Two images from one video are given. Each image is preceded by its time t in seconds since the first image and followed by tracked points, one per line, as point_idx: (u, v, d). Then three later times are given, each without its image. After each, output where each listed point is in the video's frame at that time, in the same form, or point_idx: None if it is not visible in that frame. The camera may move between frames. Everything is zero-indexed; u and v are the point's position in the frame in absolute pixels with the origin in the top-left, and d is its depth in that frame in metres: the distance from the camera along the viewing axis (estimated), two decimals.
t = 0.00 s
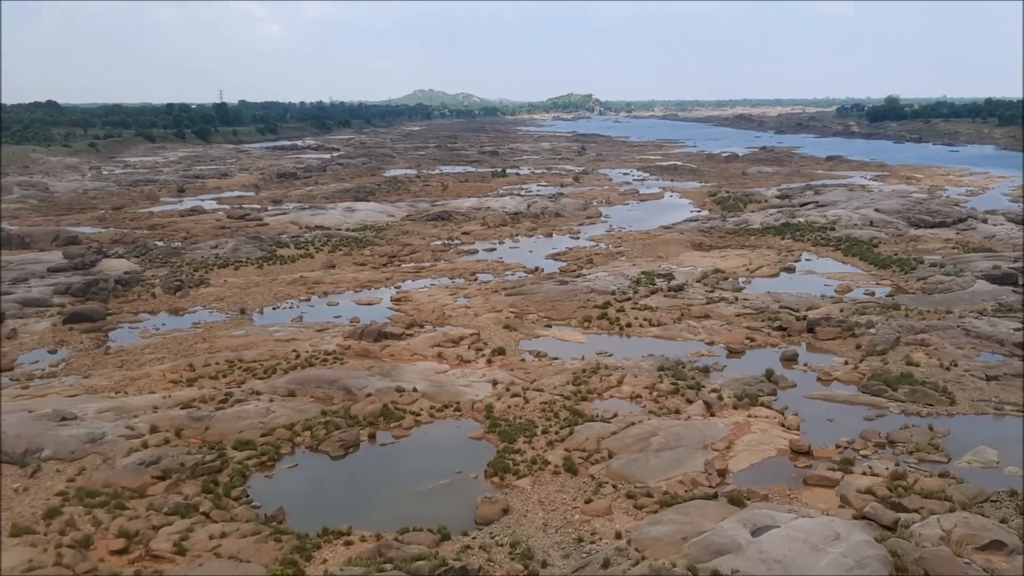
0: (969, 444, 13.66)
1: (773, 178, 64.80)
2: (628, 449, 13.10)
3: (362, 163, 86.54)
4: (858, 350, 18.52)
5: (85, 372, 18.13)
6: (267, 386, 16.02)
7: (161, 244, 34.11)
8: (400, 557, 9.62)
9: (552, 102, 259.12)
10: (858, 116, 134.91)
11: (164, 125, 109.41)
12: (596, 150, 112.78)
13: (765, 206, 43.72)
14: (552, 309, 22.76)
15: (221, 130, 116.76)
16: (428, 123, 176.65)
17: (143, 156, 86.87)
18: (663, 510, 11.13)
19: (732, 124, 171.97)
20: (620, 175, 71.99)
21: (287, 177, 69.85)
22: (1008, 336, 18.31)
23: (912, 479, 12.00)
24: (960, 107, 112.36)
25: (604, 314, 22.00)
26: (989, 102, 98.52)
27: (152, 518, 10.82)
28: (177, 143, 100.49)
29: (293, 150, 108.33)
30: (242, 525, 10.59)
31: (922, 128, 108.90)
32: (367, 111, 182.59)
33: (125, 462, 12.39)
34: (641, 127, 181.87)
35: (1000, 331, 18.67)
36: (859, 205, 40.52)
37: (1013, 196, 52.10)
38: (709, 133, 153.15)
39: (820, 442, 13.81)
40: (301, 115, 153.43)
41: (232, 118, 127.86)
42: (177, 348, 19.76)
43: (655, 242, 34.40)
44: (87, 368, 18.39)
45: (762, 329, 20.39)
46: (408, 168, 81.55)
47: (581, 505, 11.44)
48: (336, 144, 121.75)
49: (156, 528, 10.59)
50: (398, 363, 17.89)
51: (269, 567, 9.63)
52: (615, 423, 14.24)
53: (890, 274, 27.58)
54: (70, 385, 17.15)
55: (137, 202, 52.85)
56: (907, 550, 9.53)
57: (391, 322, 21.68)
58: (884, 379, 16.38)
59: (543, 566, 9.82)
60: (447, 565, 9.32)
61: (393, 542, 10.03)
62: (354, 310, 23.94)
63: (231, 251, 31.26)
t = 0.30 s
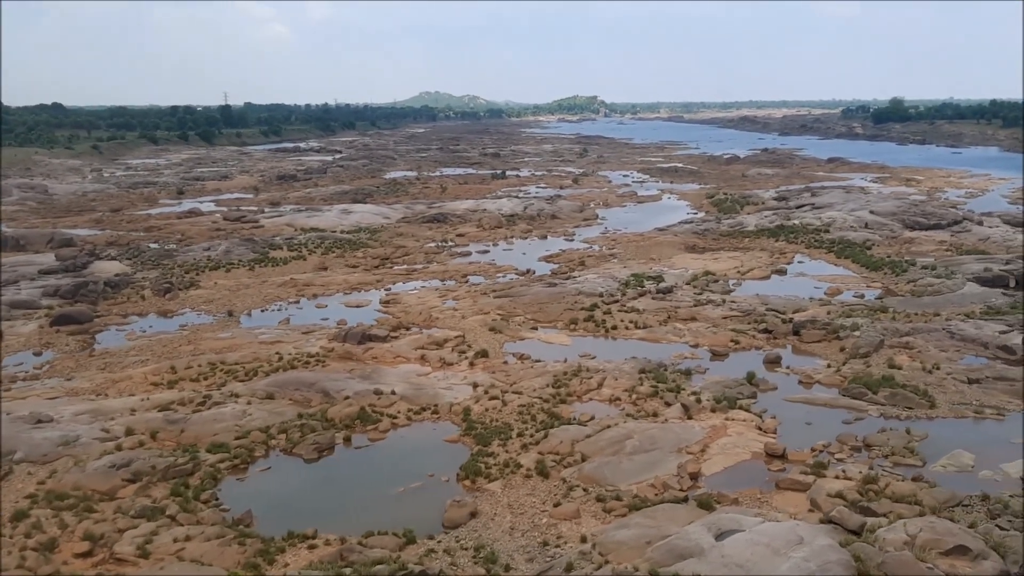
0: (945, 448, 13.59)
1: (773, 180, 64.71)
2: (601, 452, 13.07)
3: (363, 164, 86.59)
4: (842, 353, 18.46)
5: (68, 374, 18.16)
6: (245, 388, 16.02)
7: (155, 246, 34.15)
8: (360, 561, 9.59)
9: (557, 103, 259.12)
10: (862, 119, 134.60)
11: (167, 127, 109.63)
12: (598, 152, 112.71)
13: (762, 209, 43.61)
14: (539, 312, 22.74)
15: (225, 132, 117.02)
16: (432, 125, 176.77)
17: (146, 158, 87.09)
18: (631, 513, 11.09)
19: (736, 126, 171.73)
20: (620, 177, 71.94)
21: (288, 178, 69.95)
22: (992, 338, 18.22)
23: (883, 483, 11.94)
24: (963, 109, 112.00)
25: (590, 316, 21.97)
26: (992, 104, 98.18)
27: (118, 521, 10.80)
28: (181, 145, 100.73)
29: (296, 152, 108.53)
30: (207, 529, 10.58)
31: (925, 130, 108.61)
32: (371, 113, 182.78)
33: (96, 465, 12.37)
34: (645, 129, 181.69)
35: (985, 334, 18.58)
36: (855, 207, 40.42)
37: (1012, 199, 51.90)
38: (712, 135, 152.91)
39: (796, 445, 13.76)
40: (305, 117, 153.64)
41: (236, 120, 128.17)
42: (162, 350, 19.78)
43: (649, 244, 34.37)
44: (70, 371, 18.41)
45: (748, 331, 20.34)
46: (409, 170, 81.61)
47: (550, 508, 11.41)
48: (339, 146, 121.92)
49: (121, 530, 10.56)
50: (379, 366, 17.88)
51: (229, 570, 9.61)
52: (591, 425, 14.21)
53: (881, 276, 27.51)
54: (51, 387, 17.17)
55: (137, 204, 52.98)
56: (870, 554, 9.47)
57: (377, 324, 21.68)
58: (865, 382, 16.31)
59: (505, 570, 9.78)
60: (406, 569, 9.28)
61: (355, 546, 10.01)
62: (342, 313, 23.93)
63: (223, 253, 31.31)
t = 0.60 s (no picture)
0: (918, 452, 13.55)
1: (769, 183, 64.62)
2: (571, 456, 13.04)
3: (361, 166, 86.58)
4: (822, 356, 18.42)
5: (48, 376, 18.14)
6: (221, 391, 16.02)
7: (146, 248, 34.18)
8: (318, 565, 9.56)
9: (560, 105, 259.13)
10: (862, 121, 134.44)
11: (168, 128, 109.78)
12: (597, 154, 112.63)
13: (755, 211, 43.57)
14: (523, 314, 22.70)
15: (225, 134, 117.08)
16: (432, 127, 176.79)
17: (145, 160, 87.13)
18: (595, 517, 11.06)
19: (736, 128, 171.59)
20: (617, 180, 71.97)
21: (284, 180, 69.96)
22: (973, 342, 18.17)
23: (852, 487, 11.90)
24: (963, 112, 111.79)
25: (574, 319, 21.93)
26: (992, 107, 97.97)
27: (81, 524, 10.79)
28: (180, 147, 100.79)
29: (295, 154, 108.56)
30: (169, 532, 10.56)
31: (925, 132, 108.41)
32: (373, 115, 182.81)
33: (65, 467, 12.36)
34: (646, 131, 181.49)
35: (966, 337, 18.53)
36: (847, 209, 40.35)
37: (1008, 202, 51.75)
38: (713, 137, 152.75)
39: (768, 449, 13.72)
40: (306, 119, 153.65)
41: (236, 122, 128.24)
42: (143, 353, 19.77)
43: (639, 247, 34.33)
44: (50, 372, 18.39)
45: (730, 334, 20.29)
46: (407, 172, 81.54)
47: (515, 512, 11.37)
48: (339, 148, 121.93)
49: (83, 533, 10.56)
50: (358, 368, 17.86)
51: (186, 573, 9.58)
52: (564, 428, 14.19)
53: (869, 279, 27.46)
54: (29, 388, 17.16)
55: (132, 206, 52.98)
56: (830, 558, 9.42)
57: (360, 327, 21.65)
58: (843, 385, 16.27)
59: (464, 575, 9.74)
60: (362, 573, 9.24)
61: (314, 550, 9.98)
62: (327, 315, 23.92)
63: (212, 255, 31.30)
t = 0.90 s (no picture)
0: (892, 454, 13.50)
1: (767, 185, 64.52)
2: (541, 458, 13.01)
3: (360, 167, 86.57)
4: (803, 358, 18.36)
5: (26, 376, 18.14)
6: (197, 392, 15.99)
7: (136, 249, 34.21)
8: (274, 568, 9.52)
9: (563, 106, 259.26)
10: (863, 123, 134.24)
11: (169, 129, 109.94)
12: (597, 155, 112.62)
13: (749, 213, 43.51)
14: (507, 316, 22.67)
15: (226, 135, 117.17)
16: (434, 128, 176.81)
17: (144, 160, 87.19)
18: (560, 520, 11.01)
19: (737, 130, 171.46)
20: (614, 181, 71.96)
21: (282, 181, 69.99)
22: (954, 345, 18.11)
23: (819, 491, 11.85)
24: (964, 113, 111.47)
25: (558, 321, 21.90)
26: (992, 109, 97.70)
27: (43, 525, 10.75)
28: (180, 147, 100.94)
29: (295, 155, 108.68)
30: (129, 534, 10.53)
31: (925, 133, 108.17)
32: (375, 116, 182.90)
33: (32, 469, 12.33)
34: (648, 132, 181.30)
35: (948, 340, 18.46)
36: (840, 211, 40.28)
37: (1004, 203, 51.63)
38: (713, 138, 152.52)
39: (740, 451, 13.68)
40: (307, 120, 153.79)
41: (237, 123, 128.46)
42: (124, 354, 19.76)
43: (630, 248, 34.29)
44: (29, 373, 18.38)
45: (712, 336, 20.24)
46: (404, 174, 81.57)
47: (480, 514, 11.33)
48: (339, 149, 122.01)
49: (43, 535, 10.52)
50: (337, 370, 17.84)
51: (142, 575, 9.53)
52: (537, 431, 14.14)
53: (857, 282, 27.38)
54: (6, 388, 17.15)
55: (129, 207, 53.03)
56: (789, 563, 9.36)
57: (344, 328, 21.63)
58: (820, 387, 16.21)
59: None
60: None
61: (273, 553, 9.94)
62: (312, 316, 23.92)
63: (202, 256, 31.30)
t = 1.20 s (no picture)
0: (862, 457, 13.46)
1: (764, 186, 64.44)
2: (510, 460, 12.99)
3: (358, 168, 86.56)
4: (782, 360, 18.32)
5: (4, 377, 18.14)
6: (171, 393, 15.98)
7: (127, 249, 34.24)
8: (229, 570, 9.49)
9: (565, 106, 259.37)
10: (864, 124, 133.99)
11: (169, 129, 110.07)
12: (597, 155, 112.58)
13: (742, 214, 43.46)
14: (491, 317, 22.66)
15: (226, 135, 117.30)
16: (435, 129, 176.79)
17: (144, 160, 87.26)
18: (521, 522, 10.99)
19: (739, 131, 171.27)
20: (612, 182, 71.92)
21: (279, 181, 70.03)
22: (934, 346, 18.06)
23: (784, 494, 11.81)
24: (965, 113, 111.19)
25: (541, 322, 21.87)
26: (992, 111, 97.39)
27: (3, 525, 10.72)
28: (180, 147, 101.08)
29: (295, 155, 108.74)
30: (88, 535, 10.49)
31: (926, 134, 107.97)
32: (377, 116, 183.00)
33: None
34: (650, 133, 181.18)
35: (928, 342, 18.40)
36: (833, 213, 40.22)
37: (1000, 204, 51.51)
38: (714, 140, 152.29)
39: (709, 454, 13.64)
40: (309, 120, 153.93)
41: (238, 123, 128.61)
42: (104, 354, 19.76)
43: (621, 249, 34.25)
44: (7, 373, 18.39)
45: (694, 338, 20.20)
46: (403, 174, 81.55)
47: (443, 517, 11.31)
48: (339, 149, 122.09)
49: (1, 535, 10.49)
50: (315, 371, 17.83)
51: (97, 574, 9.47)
52: (508, 433, 14.11)
53: (844, 283, 27.32)
54: None
55: (125, 208, 53.07)
56: (745, 566, 9.32)
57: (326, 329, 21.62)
58: (796, 390, 16.17)
59: None
60: None
61: (230, 556, 9.91)
62: (296, 317, 23.92)
63: (190, 257, 31.31)
